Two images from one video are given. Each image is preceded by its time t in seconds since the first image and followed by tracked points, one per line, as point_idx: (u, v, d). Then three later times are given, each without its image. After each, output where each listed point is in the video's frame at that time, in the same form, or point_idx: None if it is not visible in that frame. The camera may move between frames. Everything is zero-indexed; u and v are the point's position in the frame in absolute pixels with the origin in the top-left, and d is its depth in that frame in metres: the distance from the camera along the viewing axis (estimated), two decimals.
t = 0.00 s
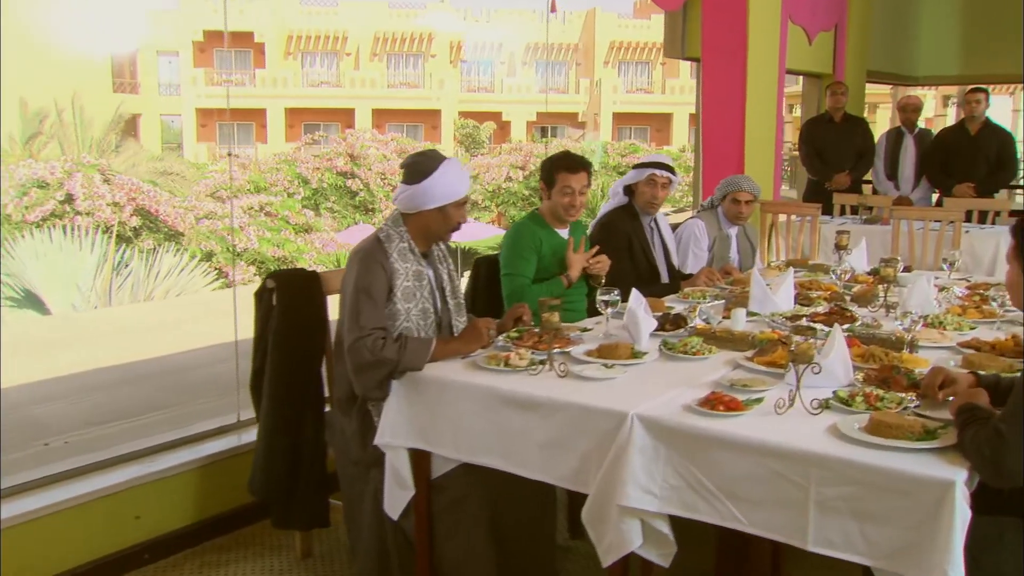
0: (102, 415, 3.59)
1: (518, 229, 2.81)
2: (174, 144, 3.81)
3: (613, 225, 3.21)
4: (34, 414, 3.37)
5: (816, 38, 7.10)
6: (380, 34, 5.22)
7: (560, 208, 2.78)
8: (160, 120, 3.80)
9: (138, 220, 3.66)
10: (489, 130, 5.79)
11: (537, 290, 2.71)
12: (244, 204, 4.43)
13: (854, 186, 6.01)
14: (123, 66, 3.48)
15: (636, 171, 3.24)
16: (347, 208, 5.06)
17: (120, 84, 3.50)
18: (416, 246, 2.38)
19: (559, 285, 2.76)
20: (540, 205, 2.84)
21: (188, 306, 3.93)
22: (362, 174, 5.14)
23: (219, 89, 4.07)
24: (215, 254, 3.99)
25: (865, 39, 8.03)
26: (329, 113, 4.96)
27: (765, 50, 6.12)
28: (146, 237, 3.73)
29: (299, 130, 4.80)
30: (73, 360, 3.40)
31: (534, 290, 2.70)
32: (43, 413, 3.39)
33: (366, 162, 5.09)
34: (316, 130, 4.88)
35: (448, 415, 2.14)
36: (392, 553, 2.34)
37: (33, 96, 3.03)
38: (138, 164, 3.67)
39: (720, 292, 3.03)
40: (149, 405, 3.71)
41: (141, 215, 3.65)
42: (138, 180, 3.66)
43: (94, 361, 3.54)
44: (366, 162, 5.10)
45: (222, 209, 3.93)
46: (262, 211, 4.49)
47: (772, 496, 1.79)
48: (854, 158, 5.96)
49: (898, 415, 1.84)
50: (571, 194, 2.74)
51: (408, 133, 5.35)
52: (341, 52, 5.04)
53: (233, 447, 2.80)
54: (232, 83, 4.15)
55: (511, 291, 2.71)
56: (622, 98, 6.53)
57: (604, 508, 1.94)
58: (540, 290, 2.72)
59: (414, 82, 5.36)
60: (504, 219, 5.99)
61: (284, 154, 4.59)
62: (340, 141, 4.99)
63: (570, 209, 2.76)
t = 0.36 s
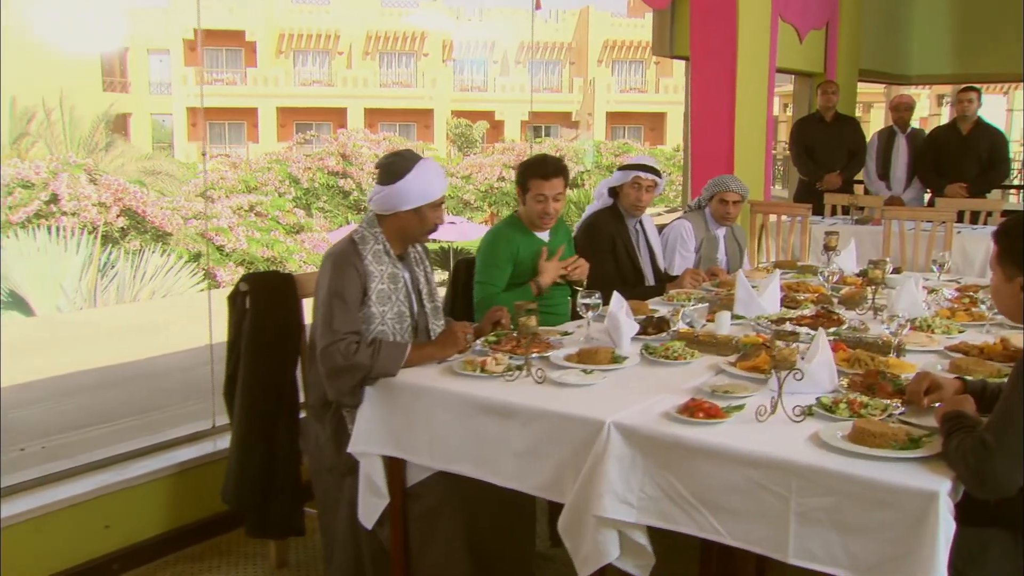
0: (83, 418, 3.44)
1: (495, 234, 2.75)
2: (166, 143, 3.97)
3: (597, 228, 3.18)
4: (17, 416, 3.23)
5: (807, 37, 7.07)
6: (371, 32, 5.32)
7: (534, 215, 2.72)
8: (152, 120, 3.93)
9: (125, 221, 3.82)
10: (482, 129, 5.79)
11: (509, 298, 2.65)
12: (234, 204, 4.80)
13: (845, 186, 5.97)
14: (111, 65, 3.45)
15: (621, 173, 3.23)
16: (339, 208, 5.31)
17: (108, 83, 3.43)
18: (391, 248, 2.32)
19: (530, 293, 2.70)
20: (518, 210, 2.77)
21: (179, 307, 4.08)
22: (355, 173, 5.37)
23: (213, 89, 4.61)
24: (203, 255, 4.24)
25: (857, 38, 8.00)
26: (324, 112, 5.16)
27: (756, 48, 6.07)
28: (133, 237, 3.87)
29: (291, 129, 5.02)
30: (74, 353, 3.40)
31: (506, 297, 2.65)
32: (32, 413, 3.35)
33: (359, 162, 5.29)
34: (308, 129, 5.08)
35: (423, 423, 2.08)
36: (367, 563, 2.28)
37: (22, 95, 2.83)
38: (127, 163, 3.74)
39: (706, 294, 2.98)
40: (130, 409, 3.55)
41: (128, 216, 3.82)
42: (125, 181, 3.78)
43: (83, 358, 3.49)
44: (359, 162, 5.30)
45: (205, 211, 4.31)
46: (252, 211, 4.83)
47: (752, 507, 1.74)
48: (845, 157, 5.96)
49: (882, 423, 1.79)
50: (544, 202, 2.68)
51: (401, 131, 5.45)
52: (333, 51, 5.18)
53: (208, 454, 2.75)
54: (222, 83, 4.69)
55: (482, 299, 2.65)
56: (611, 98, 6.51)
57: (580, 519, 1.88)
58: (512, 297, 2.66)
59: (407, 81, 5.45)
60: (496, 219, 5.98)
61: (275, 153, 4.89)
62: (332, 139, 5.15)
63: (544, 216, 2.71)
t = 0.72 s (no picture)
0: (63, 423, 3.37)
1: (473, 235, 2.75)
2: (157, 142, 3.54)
3: (583, 227, 3.14)
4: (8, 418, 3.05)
5: (799, 34, 7.02)
6: (366, 30, 5.11)
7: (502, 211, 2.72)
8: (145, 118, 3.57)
9: (113, 221, 3.47)
10: (477, 127, 5.76)
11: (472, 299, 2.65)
12: (225, 203, 4.43)
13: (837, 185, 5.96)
14: (102, 61, 3.29)
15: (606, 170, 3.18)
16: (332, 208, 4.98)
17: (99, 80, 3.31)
18: (367, 249, 2.26)
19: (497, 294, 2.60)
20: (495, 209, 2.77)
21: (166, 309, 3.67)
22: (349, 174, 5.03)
23: (202, 89, 4.29)
24: (194, 255, 4.16)
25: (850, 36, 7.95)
26: (314, 110, 4.88)
27: (747, 46, 6.02)
28: (122, 239, 3.51)
29: (284, 128, 4.76)
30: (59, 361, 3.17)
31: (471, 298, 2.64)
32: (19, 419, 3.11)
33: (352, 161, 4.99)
34: (298, 128, 4.82)
35: (397, 429, 2.03)
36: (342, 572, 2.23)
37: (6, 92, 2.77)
38: (117, 161, 3.43)
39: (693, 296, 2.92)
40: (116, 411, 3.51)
41: (117, 216, 3.47)
42: (114, 179, 3.45)
43: (78, 362, 3.31)
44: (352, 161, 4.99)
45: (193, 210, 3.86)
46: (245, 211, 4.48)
47: (733, 518, 1.68)
48: (839, 153, 5.91)
49: (866, 430, 1.74)
50: (507, 195, 2.67)
51: (394, 129, 5.34)
52: (327, 49, 4.95)
53: (182, 459, 2.70)
54: (215, 81, 4.38)
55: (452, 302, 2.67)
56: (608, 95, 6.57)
57: (557, 529, 1.82)
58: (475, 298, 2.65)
59: (401, 80, 5.29)
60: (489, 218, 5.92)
61: (268, 152, 4.65)
62: (326, 138, 4.92)
63: (513, 212, 2.70)
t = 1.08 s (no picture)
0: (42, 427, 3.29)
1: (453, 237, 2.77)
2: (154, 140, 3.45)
3: (572, 227, 3.09)
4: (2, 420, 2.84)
5: (793, 32, 6.96)
6: (360, 27, 5.02)
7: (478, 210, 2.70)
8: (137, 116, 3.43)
9: (103, 219, 3.31)
10: (472, 127, 5.60)
11: (446, 297, 2.59)
12: (218, 202, 4.37)
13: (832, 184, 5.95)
14: (96, 57, 3.17)
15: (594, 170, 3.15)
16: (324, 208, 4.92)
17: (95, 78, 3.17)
18: (344, 251, 2.21)
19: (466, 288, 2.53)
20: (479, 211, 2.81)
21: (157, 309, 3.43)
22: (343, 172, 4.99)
23: (196, 87, 4.23)
24: (184, 254, 4.10)
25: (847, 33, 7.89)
26: (310, 109, 4.84)
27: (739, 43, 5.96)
28: (111, 237, 3.35)
29: (278, 126, 4.69)
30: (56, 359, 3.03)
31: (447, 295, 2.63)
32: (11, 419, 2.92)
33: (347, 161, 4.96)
34: (292, 126, 4.73)
35: (373, 436, 1.97)
36: None
37: None
38: (109, 160, 3.29)
39: (681, 297, 2.85)
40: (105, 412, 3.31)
41: (107, 214, 3.30)
42: (106, 177, 3.31)
43: (72, 363, 3.11)
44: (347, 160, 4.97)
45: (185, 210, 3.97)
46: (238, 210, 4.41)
47: (715, 529, 1.63)
48: (833, 153, 5.97)
49: (853, 438, 1.68)
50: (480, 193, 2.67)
51: (390, 128, 5.24)
52: (322, 47, 4.87)
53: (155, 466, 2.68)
54: (208, 79, 4.32)
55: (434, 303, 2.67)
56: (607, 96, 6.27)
57: (536, 539, 1.76)
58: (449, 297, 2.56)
59: (396, 78, 5.21)
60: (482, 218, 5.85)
61: (262, 151, 4.57)
62: (320, 136, 4.85)
63: (486, 211, 2.68)
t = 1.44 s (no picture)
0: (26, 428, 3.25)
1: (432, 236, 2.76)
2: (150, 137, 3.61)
3: (558, 223, 3.06)
4: None
5: (788, 28, 6.92)
6: (356, 24, 5.21)
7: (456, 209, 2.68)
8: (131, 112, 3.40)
9: (94, 216, 3.30)
10: (469, 123, 5.95)
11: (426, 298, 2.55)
12: (212, 199, 4.30)
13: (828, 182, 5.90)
14: (89, 53, 3.18)
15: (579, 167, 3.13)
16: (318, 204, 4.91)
17: (87, 74, 3.17)
18: (323, 251, 2.16)
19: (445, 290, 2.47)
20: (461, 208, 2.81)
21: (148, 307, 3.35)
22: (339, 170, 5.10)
23: (190, 83, 4.27)
24: (176, 252, 3.96)
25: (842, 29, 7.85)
26: (306, 107, 5.00)
27: (733, 38, 5.92)
28: (103, 236, 3.35)
29: (273, 123, 4.78)
30: (43, 356, 2.94)
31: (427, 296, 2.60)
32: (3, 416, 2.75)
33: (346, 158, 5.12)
34: (288, 123, 4.83)
35: (349, 441, 1.92)
36: None
37: None
38: (101, 158, 3.25)
39: (670, 297, 2.81)
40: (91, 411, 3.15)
41: (98, 211, 3.29)
42: (96, 174, 3.26)
43: (61, 361, 3.04)
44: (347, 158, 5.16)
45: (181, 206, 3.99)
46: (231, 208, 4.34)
47: (697, 539, 1.58)
48: (828, 150, 5.90)
49: (840, 445, 1.63)
50: (457, 193, 2.65)
51: (387, 126, 5.41)
52: (317, 42, 5.07)
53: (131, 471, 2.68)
54: (204, 75, 4.40)
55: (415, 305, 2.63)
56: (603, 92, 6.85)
57: (514, 549, 1.71)
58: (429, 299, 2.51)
59: (393, 74, 5.37)
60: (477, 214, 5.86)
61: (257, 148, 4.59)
62: (315, 132, 4.99)
63: (464, 211, 2.66)
